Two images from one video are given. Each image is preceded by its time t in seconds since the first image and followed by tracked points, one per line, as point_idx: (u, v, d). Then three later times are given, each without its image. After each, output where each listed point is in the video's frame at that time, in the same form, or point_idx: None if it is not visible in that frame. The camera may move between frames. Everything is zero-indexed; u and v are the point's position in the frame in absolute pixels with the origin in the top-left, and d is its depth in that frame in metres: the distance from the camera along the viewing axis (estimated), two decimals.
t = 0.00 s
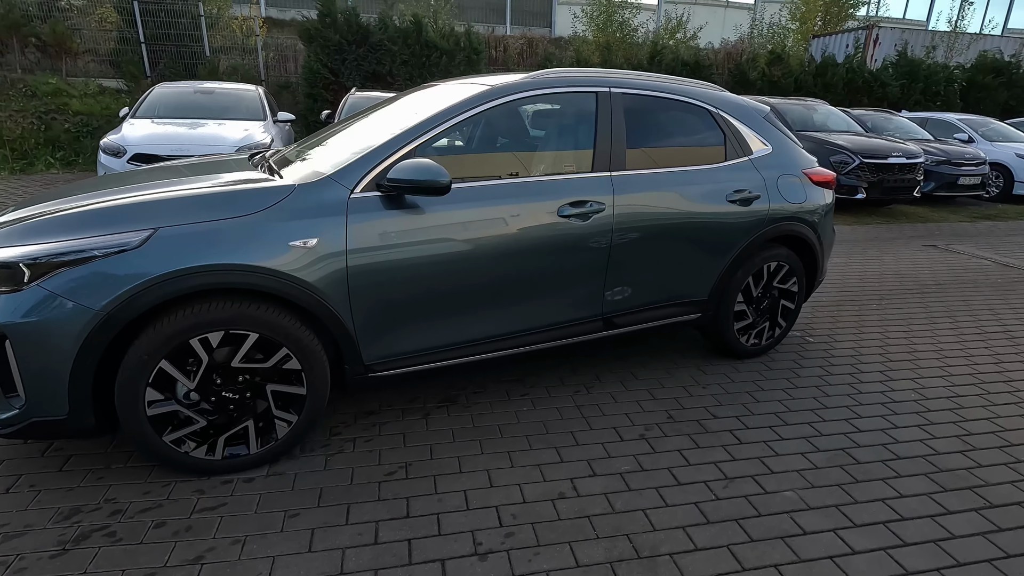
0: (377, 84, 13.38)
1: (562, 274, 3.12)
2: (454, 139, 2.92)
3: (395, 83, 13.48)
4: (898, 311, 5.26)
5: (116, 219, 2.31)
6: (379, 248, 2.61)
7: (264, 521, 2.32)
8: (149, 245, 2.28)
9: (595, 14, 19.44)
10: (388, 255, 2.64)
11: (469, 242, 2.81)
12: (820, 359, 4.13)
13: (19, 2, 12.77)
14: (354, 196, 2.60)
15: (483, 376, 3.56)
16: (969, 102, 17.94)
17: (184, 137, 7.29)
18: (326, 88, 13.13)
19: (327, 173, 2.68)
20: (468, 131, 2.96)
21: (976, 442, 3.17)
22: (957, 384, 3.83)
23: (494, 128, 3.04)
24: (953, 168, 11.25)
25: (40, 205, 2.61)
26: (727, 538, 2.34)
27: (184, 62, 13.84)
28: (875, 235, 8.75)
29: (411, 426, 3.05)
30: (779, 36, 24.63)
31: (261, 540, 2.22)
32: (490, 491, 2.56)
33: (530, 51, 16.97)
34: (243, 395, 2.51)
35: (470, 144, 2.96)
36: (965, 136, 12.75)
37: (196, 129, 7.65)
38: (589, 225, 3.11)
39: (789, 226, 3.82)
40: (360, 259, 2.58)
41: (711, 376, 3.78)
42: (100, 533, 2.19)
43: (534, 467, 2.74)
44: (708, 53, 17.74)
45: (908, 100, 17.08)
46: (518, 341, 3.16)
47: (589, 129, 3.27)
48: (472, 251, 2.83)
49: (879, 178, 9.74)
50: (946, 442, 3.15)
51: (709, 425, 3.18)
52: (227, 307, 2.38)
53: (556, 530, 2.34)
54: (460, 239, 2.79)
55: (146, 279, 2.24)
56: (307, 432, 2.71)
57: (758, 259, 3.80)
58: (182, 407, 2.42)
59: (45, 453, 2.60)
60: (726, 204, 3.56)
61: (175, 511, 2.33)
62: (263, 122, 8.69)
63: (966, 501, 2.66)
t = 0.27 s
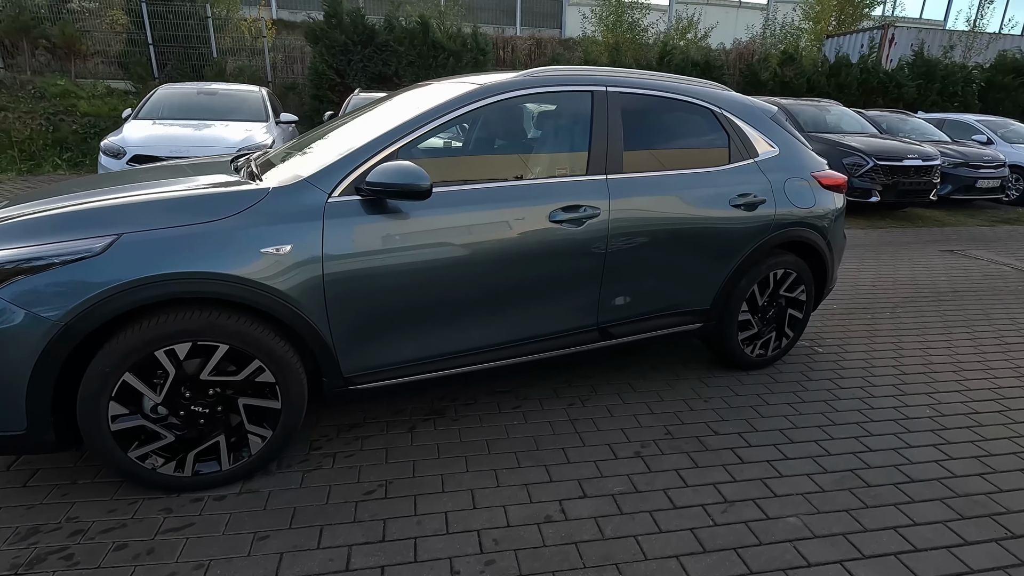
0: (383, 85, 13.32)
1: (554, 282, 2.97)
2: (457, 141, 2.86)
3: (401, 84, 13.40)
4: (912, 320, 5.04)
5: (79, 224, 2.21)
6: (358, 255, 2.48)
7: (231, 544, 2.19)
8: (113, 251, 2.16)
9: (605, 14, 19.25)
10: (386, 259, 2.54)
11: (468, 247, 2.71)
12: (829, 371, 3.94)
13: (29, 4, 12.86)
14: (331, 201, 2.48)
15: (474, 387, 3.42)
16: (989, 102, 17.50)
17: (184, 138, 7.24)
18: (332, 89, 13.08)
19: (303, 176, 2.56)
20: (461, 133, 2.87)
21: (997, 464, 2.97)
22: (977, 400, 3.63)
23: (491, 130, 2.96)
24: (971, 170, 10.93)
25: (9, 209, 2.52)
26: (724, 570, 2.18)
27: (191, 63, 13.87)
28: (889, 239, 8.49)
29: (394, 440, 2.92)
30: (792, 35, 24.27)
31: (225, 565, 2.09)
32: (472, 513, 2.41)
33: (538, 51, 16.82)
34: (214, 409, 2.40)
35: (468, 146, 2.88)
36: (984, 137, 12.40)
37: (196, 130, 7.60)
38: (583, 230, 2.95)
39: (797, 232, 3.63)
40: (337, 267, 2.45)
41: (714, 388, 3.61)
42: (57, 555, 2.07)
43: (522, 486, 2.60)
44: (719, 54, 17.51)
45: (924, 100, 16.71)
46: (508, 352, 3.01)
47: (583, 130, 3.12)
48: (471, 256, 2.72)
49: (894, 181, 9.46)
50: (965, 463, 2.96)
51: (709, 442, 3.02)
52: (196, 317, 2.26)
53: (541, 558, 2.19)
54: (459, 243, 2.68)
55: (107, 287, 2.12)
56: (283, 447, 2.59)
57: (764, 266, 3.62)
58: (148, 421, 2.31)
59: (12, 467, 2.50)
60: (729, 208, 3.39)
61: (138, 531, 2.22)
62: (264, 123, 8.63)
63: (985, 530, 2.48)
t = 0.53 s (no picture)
0: (388, 87, 13.27)
1: (546, 289, 2.85)
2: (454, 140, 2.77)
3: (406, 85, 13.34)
4: (923, 329, 4.87)
5: (47, 229, 2.13)
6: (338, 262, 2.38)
7: (200, 564, 2.10)
8: (79, 258, 2.08)
9: (613, 15, 19.09)
10: (382, 264, 2.47)
11: (467, 251, 2.62)
12: (835, 383, 3.80)
13: (38, 6, 12.95)
14: (310, 206, 2.38)
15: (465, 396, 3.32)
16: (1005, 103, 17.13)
17: (184, 140, 7.20)
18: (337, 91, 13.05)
19: (282, 179, 2.48)
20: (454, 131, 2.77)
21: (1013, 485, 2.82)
22: (991, 416, 3.47)
23: (487, 132, 2.86)
24: (987, 173, 10.67)
25: None
26: None
27: (197, 65, 13.91)
28: (901, 243, 8.28)
29: (379, 453, 2.82)
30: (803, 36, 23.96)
31: None
32: (454, 533, 2.30)
33: (545, 52, 16.70)
34: (186, 422, 2.31)
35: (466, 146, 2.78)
36: (1000, 139, 12.11)
37: (197, 132, 7.56)
38: (576, 236, 2.83)
39: (802, 237, 3.49)
40: (316, 274, 2.35)
41: (714, 400, 3.47)
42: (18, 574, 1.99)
43: (508, 504, 2.48)
44: (727, 55, 17.31)
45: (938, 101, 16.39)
46: (497, 362, 2.90)
47: (577, 131, 3.00)
48: (469, 261, 2.63)
49: (907, 184, 9.24)
50: (978, 484, 2.81)
51: (707, 458, 2.89)
52: (166, 327, 2.17)
53: None
54: (456, 247, 2.60)
55: (73, 296, 2.04)
56: (261, 460, 2.50)
57: (767, 273, 3.48)
58: (118, 434, 2.22)
59: None
60: (730, 213, 3.25)
61: (105, 548, 2.13)
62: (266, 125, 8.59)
63: (999, 557, 2.33)
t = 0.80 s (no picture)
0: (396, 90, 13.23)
1: (534, 300, 2.71)
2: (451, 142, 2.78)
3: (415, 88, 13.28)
4: (941, 341, 4.64)
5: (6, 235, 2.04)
6: (310, 270, 2.26)
7: None
8: (37, 266, 1.99)
9: (624, 17, 18.90)
10: (374, 271, 2.37)
11: (462, 256, 2.51)
12: (845, 399, 3.60)
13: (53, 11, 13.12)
14: (281, 210, 2.28)
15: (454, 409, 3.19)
16: None
17: (187, 143, 7.18)
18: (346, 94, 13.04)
19: (253, 184, 2.38)
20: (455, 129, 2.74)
21: None
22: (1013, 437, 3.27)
23: (483, 138, 2.80)
24: (1010, 177, 10.31)
25: None
26: None
27: (208, 69, 14.00)
28: (919, 250, 8.00)
29: (359, 469, 2.69)
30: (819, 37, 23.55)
31: None
32: (429, 559, 2.17)
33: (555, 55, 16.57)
34: (151, 437, 2.20)
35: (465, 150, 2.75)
36: None
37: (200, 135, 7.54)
38: (566, 244, 2.69)
39: (811, 245, 3.31)
40: (286, 283, 2.24)
41: (716, 415, 3.30)
42: None
43: (489, 528, 2.34)
44: (741, 57, 17.03)
45: (959, 103, 16.01)
46: (484, 375, 2.76)
47: (569, 133, 2.86)
48: (465, 267, 2.52)
49: (925, 188, 8.93)
50: (999, 512, 2.61)
51: (704, 479, 2.72)
52: (128, 338, 2.07)
53: None
54: (451, 252, 2.49)
55: (29, 305, 1.95)
56: (231, 477, 2.38)
57: (773, 282, 3.30)
58: (79, 450, 2.12)
59: None
60: (732, 220, 3.08)
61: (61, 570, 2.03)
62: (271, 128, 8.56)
63: None
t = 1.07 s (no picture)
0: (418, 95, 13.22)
1: (524, 317, 2.55)
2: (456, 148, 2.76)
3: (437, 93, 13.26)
4: (979, 365, 4.30)
5: None
6: (281, 285, 2.16)
7: None
8: None
9: (652, 21, 18.60)
10: (381, 282, 2.28)
11: (472, 267, 2.39)
12: (868, 429, 3.33)
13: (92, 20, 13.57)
14: (254, 223, 2.19)
15: (445, 428, 3.06)
16: None
17: (205, 148, 7.26)
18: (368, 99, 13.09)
19: (229, 195, 2.29)
20: (460, 132, 2.67)
21: None
22: None
23: (488, 146, 2.69)
24: None
25: None
26: None
27: (237, 74, 14.28)
28: (959, 263, 7.54)
29: (339, 492, 2.57)
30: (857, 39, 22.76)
31: None
32: None
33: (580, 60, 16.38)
34: (116, 456, 2.12)
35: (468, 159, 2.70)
36: None
37: (219, 140, 7.61)
38: (559, 259, 2.52)
39: (830, 262, 3.07)
40: (257, 298, 2.14)
41: (724, 442, 3.08)
42: None
43: (466, 562, 2.19)
44: (772, 60, 16.55)
45: (1007, 107, 15.25)
46: (471, 396, 2.62)
47: (566, 141, 2.70)
48: (475, 278, 2.40)
49: (967, 198, 8.44)
50: None
51: (707, 515, 2.52)
52: (91, 354, 2.00)
53: None
54: (460, 263, 2.38)
55: None
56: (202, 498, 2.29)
57: (789, 300, 3.07)
58: (42, 468, 2.06)
59: None
60: (744, 234, 2.85)
61: None
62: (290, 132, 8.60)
63: None
